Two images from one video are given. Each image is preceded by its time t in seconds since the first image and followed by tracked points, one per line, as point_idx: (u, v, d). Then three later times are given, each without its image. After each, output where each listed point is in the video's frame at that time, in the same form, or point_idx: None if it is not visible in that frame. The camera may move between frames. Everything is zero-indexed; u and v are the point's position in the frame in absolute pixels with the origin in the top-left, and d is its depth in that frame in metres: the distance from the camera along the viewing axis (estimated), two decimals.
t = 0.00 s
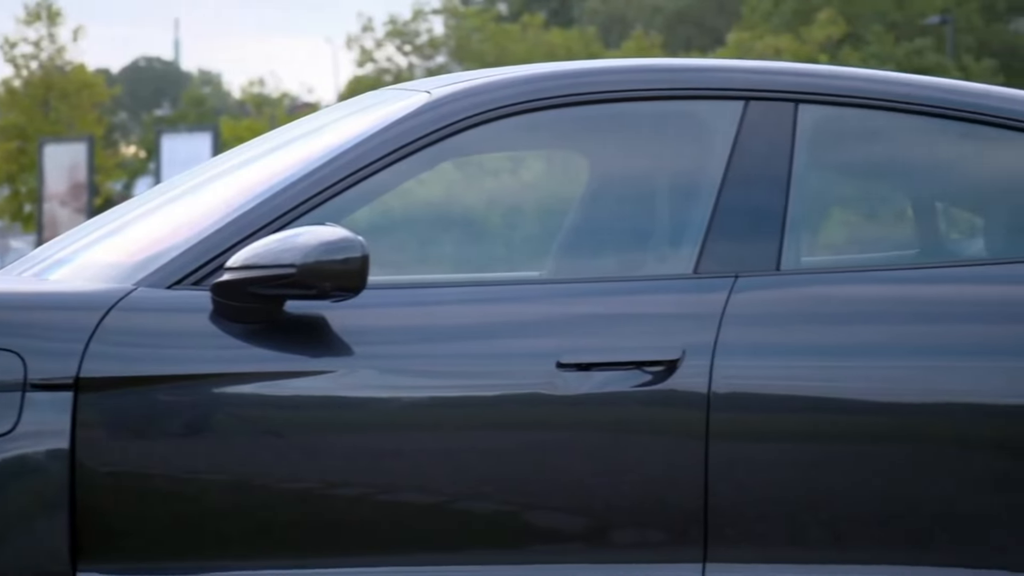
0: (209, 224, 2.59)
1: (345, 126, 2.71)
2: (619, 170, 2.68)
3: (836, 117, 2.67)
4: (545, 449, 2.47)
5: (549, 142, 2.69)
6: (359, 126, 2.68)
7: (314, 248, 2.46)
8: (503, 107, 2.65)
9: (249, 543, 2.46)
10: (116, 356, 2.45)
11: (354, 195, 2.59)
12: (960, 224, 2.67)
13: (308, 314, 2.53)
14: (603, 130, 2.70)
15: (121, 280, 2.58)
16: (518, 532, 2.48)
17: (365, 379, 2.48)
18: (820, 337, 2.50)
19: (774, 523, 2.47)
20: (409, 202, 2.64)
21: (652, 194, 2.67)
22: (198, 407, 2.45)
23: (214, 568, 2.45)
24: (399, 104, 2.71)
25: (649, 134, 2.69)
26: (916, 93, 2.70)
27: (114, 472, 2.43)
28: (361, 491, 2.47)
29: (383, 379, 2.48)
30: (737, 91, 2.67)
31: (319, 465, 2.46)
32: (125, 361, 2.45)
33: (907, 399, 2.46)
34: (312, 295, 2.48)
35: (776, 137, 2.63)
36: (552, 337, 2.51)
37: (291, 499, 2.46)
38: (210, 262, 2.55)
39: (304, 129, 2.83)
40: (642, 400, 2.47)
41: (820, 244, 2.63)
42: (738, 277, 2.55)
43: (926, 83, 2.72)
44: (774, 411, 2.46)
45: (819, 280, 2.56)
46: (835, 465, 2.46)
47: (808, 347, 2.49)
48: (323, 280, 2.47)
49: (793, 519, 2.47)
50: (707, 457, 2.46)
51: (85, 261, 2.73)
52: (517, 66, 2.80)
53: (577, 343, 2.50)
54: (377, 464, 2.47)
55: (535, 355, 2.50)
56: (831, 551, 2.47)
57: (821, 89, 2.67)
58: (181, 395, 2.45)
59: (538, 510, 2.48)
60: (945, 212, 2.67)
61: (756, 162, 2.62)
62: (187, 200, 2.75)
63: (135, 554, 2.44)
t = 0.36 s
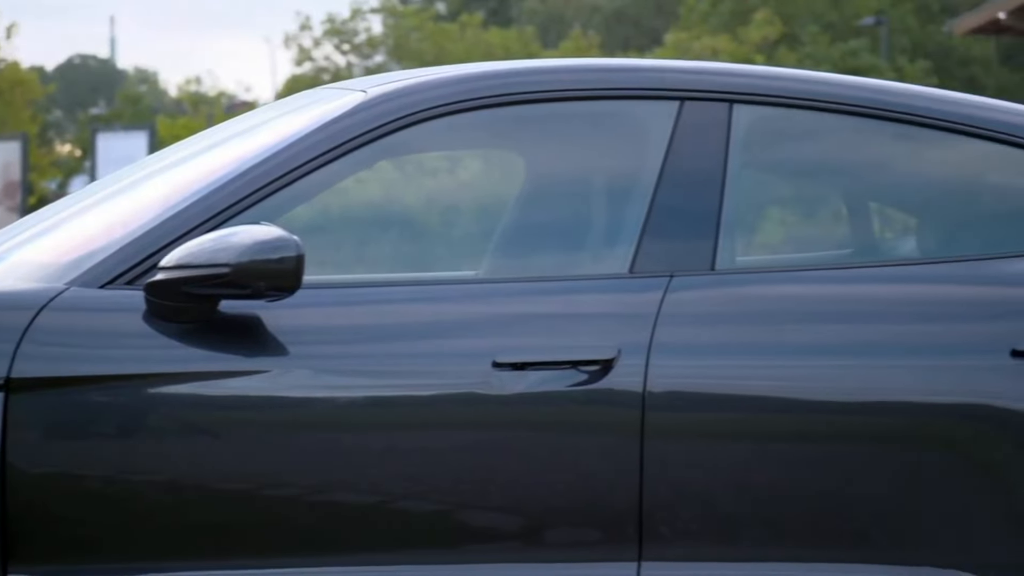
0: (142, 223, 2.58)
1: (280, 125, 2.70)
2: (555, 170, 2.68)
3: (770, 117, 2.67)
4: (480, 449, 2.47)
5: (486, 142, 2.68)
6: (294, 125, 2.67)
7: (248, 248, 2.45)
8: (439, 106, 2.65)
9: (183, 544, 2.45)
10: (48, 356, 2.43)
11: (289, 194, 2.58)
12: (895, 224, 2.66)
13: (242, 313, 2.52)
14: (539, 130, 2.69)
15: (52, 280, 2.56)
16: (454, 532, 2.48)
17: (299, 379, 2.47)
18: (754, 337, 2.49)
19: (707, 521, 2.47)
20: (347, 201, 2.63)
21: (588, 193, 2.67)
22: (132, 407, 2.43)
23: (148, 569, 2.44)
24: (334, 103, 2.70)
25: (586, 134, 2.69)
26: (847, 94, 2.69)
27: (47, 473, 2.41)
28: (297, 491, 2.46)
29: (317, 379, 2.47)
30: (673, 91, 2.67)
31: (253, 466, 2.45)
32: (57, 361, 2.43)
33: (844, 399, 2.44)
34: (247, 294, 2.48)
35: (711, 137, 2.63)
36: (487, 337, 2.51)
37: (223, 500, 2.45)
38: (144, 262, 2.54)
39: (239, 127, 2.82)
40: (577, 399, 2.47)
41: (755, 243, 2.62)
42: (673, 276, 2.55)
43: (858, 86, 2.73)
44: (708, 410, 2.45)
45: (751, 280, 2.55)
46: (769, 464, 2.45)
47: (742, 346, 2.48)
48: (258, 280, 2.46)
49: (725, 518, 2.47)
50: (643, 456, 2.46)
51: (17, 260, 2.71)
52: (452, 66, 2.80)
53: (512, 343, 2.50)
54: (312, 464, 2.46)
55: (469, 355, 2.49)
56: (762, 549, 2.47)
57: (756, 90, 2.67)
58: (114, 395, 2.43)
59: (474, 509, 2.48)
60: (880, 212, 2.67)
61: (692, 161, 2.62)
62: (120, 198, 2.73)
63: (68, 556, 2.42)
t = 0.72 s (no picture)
0: (76, 223, 2.55)
1: (216, 125, 2.69)
2: (494, 169, 2.66)
3: (709, 118, 2.65)
4: (418, 449, 2.47)
5: (426, 141, 2.67)
6: (230, 125, 2.65)
7: (184, 248, 2.43)
8: (377, 106, 2.64)
9: (121, 545, 2.44)
10: None
11: (225, 195, 2.56)
12: (833, 224, 2.65)
13: (177, 313, 2.50)
14: (478, 130, 2.68)
15: None
16: (392, 532, 2.48)
17: (236, 380, 2.45)
18: (692, 337, 2.48)
19: (645, 520, 2.47)
20: (287, 201, 2.63)
21: (525, 192, 2.65)
22: (67, 408, 2.42)
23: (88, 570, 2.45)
24: (271, 103, 2.69)
25: (524, 134, 2.67)
26: (783, 95, 2.67)
27: None
28: (234, 491, 2.45)
29: (254, 380, 2.46)
30: (612, 91, 2.66)
31: (190, 466, 2.43)
32: None
33: (782, 399, 2.43)
34: (182, 294, 2.46)
35: (649, 137, 2.63)
36: (425, 338, 2.50)
37: (162, 501, 2.44)
38: (78, 262, 2.51)
39: (176, 127, 2.80)
40: (515, 399, 2.46)
41: (694, 243, 2.62)
42: (611, 277, 2.54)
43: (794, 86, 2.70)
44: (647, 410, 2.45)
45: (688, 279, 2.54)
46: (707, 463, 2.45)
47: (681, 345, 2.47)
48: (194, 279, 2.45)
49: (664, 517, 2.47)
50: (580, 455, 2.46)
51: None
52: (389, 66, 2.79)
53: (451, 343, 2.49)
54: (249, 465, 2.45)
55: (407, 355, 2.48)
56: (701, 548, 2.47)
57: (694, 91, 2.66)
58: (50, 396, 2.42)
59: (412, 510, 2.47)
60: (817, 212, 2.66)
61: (631, 162, 2.61)
62: (56, 198, 2.70)
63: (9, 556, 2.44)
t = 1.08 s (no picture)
0: (10, 221, 2.50)
1: (153, 123, 2.67)
2: (435, 168, 2.66)
3: (649, 118, 2.66)
4: (357, 449, 2.46)
5: (366, 141, 2.66)
6: (167, 124, 2.63)
7: (120, 247, 2.40)
8: (316, 105, 2.63)
9: (59, 547, 2.43)
10: None
11: (162, 194, 2.54)
12: (772, 223, 2.66)
13: (113, 312, 2.47)
14: (418, 130, 2.67)
15: None
16: (331, 532, 2.48)
17: (173, 380, 2.44)
18: (629, 337, 2.49)
19: (583, 519, 2.48)
20: (227, 200, 2.60)
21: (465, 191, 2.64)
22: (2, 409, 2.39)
23: (27, 571, 2.44)
24: (209, 101, 2.68)
25: (464, 134, 2.67)
26: (722, 96, 2.69)
27: None
28: (173, 492, 2.44)
29: (191, 380, 2.44)
30: (550, 91, 2.66)
31: (127, 467, 2.42)
32: None
33: (720, 397, 2.45)
34: (119, 293, 2.44)
35: (588, 137, 2.63)
36: (364, 337, 2.49)
37: (99, 502, 2.42)
38: (13, 261, 2.46)
39: (113, 125, 2.79)
40: (454, 399, 2.46)
41: (634, 242, 2.62)
42: (550, 276, 2.55)
43: (734, 86, 2.72)
44: (586, 409, 2.45)
45: (627, 279, 2.55)
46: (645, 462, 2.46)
47: (619, 345, 2.48)
48: (130, 279, 2.42)
49: (602, 517, 2.48)
50: (519, 454, 2.46)
51: None
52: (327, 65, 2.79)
53: (390, 343, 2.48)
54: (187, 466, 2.43)
55: (346, 355, 2.47)
56: (638, 547, 2.49)
57: (634, 90, 2.67)
58: None
59: (351, 510, 2.47)
60: (756, 213, 2.66)
61: (572, 162, 2.62)
62: None
63: None
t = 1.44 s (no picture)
0: None
1: (89, 122, 2.65)
2: (373, 166, 2.65)
3: (587, 117, 2.68)
4: (294, 449, 2.44)
5: (304, 140, 2.65)
6: (103, 121, 2.61)
7: (54, 245, 2.37)
8: (253, 103, 2.62)
9: None
10: None
11: (97, 192, 2.52)
12: (712, 221, 2.67)
13: (48, 312, 2.44)
14: (357, 128, 2.66)
15: None
16: (269, 532, 2.46)
17: (107, 380, 2.42)
18: (567, 336, 2.49)
19: (521, 517, 2.48)
20: (167, 198, 2.59)
21: (405, 189, 2.64)
22: None
23: None
24: (145, 99, 2.66)
25: (404, 132, 2.67)
26: (661, 96, 2.71)
27: None
28: (108, 492, 2.42)
29: (126, 380, 2.43)
30: (489, 90, 2.67)
31: (62, 467, 2.40)
32: None
33: (657, 395, 2.45)
34: (53, 293, 2.41)
35: (526, 136, 2.64)
36: (301, 336, 2.48)
37: (34, 503, 2.40)
38: None
39: (49, 123, 2.77)
40: (391, 399, 2.45)
41: (573, 242, 2.63)
42: (488, 275, 2.55)
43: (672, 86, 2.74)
44: (522, 408, 2.45)
45: (564, 278, 2.55)
46: (582, 460, 2.46)
47: (556, 344, 2.48)
48: (64, 278, 2.39)
49: (539, 515, 2.48)
50: (457, 453, 2.45)
51: None
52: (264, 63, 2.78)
53: (327, 342, 2.47)
54: (122, 466, 2.42)
55: (282, 355, 2.46)
56: (575, 546, 2.49)
57: (571, 90, 2.68)
58: None
59: (287, 509, 2.46)
60: (695, 211, 2.67)
61: (511, 161, 2.62)
62: None
63: None
